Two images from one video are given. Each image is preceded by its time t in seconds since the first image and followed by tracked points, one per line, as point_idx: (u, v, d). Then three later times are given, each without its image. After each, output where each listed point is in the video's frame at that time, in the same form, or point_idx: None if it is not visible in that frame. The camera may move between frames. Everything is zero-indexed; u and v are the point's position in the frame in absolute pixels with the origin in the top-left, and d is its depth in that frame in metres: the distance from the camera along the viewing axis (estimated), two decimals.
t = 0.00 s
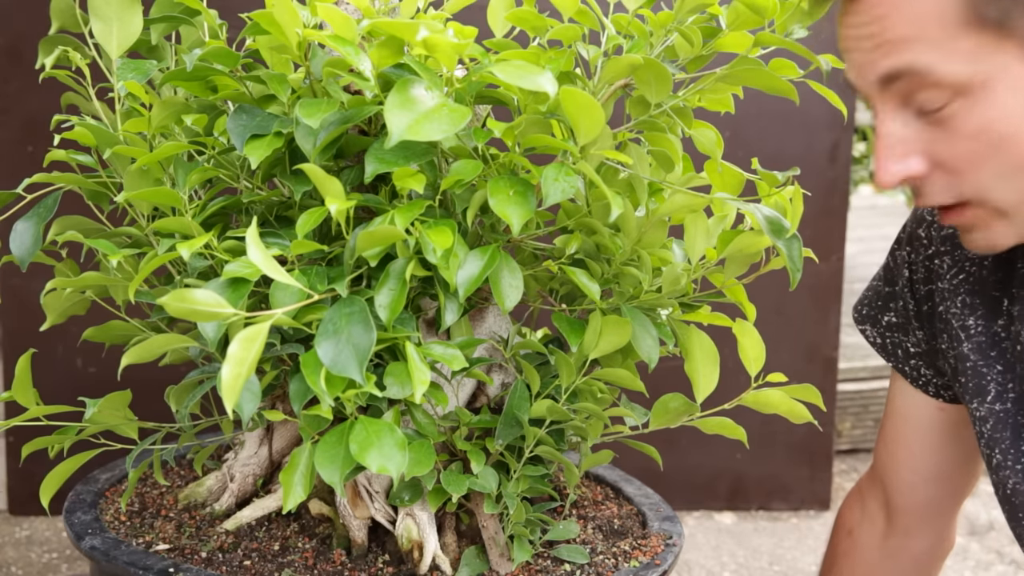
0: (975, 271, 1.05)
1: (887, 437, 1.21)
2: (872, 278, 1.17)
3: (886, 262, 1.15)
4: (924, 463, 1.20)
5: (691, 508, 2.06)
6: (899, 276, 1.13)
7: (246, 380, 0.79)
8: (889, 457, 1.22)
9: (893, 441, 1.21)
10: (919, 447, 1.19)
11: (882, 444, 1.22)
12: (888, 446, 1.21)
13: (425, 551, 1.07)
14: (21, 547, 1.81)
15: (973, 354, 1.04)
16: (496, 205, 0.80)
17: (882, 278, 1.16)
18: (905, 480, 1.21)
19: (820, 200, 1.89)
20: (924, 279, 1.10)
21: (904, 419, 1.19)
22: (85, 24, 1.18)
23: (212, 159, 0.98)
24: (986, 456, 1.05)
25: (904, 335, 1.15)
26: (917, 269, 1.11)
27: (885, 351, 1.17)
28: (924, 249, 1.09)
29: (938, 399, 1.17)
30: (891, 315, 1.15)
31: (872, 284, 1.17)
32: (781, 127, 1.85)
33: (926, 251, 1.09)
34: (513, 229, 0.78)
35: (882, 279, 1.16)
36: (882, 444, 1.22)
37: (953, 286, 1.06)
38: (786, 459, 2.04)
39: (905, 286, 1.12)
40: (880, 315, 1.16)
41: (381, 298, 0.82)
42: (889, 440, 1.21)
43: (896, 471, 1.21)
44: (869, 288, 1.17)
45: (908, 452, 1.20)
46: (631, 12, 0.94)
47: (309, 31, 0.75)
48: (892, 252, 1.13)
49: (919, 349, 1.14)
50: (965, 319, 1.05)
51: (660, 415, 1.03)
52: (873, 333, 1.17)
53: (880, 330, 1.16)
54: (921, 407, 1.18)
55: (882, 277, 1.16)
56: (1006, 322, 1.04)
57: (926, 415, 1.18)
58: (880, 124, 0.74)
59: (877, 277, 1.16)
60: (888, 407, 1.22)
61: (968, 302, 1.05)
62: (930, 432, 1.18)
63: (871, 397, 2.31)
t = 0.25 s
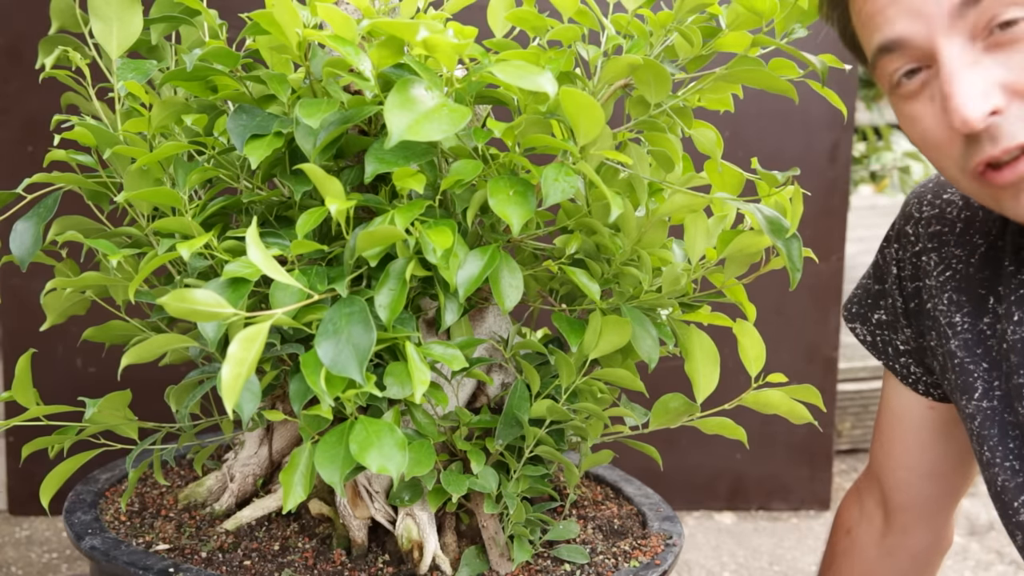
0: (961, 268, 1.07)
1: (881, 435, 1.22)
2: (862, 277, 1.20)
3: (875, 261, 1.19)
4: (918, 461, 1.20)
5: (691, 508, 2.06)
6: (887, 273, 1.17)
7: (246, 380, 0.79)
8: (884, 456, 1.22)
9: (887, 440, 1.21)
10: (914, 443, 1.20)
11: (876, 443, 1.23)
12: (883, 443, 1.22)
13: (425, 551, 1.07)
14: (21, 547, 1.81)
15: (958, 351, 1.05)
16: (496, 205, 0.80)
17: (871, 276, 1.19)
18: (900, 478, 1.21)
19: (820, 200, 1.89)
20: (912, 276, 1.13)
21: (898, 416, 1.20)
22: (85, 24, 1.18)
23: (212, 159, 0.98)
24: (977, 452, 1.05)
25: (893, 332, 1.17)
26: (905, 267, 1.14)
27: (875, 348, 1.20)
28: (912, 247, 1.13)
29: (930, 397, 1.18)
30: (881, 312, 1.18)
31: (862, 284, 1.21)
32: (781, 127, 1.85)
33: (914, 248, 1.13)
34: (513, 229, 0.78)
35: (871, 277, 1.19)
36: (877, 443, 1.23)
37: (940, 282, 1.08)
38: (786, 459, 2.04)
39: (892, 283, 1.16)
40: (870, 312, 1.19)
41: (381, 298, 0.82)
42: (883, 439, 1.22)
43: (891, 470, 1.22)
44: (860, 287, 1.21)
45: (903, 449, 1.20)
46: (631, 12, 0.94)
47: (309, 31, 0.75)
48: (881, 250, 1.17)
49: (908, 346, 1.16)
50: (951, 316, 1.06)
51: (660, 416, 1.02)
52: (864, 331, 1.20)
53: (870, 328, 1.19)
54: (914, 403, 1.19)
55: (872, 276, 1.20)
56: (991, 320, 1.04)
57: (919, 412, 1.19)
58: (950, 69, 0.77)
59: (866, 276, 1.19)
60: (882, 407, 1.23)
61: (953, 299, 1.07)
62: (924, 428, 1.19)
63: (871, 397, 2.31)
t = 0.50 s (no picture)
0: (954, 265, 1.07)
1: (877, 434, 1.22)
2: (857, 275, 1.20)
3: (870, 259, 1.19)
4: (912, 460, 1.20)
5: (691, 508, 2.06)
6: (882, 271, 1.17)
7: (246, 380, 0.79)
8: (880, 455, 1.22)
9: (882, 439, 1.22)
10: (912, 441, 1.20)
11: (874, 442, 1.23)
12: (881, 442, 1.22)
13: (425, 551, 1.07)
14: (21, 547, 1.81)
15: (952, 348, 1.05)
16: (496, 205, 0.80)
17: (866, 274, 1.19)
18: (895, 477, 1.21)
19: (820, 199, 1.89)
20: (906, 274, 1.13)
21: (896, 414, 1.20)
22: (85, 24, 1.18)
23: (212, 159, 0.98)
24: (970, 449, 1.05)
25: (888, 330, 1.17)
26: (900, 264, 1.14)
27: (870, 347, 1.20)
28: (906, 245, 1.13)
29: (925, 395, 1.18)
30: (876, 310, 1.18)
31: (858, 281, 1.20)
32: (781, 127, 1.85)
33: (908, 246, 1.13)
34: (514, 229, 0.78)
35: (866, 275, 1.19)
36: (872, 442, 1.23)
37: (933, 280, 1.08)
38: (786, 459, 2.04)
39: (887, 281, 1.16)
40: (865, 310, 1.19)
41: (381, 298, 0.82)
42: (878, 438, 1.22)
43: (886, 468, 1.22)
44: (855, 285, 1.21)
45: (902, 447, 1.20)
46: (631, 12, 0.94)
47: (309, 31, 0.75)
48: (876, 248, 1.17)
49: (902, 344, 1.16)
50: (945, 313, 1.06)
51: (661, 415, 1.03)
52: (859, 329, 1.20)
53: (865, 326, 1.19)
54: (911, 401, 1.19)
55: (866, 274, 1.19)
56: (985, 317, 1.04)
57: (916, 410, 1.19)
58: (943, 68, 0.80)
59: (861, 273, 1.19)
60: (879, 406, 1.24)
61: (947, 296, 1.07)
62: (922, 426, 1.19)
63: (871, 397, 2.31)
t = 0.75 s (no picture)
0: (958, 265, 1.08)
1: (879, 433, 1.23)
2: (861, 274, 1.21)
3: (874, 258, 1.19)
4: (914, 459, 1.20)
5: (691, 508, 2.06)
6: (885, 270, 1.17)
7: (246, 380, 0.79)
8: (881, 453, 1.23)
9: (884, 438, 1.22)
10: (915, 440, 1.20)
11: (877, 440, 1.23)
12: (884, 441, 1.22)
13: (425, 551, 1.07)
14: (21, 547, 1.81)
15: (956, 347, 1.05)
16: (496, 205, 0.79)
17: (871, 274, 1.20)
18: (896, 476, 1.21)
19: (820, 200, 1.89)
20: (909, 273, 1.13)
21: (898, 413, 1.20)
22: (85, 24, 1.18)
23: (212, 159, 0.98)
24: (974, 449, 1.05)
25: (892, 329, 1.18)
26: (903, 263, 1.14)
27: (874, 345, 1.20)
28: (909, 243, 1.13)
29: (926, 394, 1.19)
30: (880, 309, 1.19)
31: (863, 280, 1.21)
32: (781, 127, 1.85)
33: (911, 245, 1.13)
34: (513, 230, 0.78)
35: (871, 274, 1.20)
36: (874, 441, 1.23)
37: (937, 279, 1.09)
38: (786, 459, 2.04)
39: (890, 280, 1.16)
40: (869, 309, 1.20)
41: (381, 298, 0.82)
42: (880, 437, 1.23)
43: (887, 467, 1.22)
44: (860, 284, 1.21)
45: (904, 446, 1.20)
46: (631, 12, 0.94)
47: (309, 31, 0.75)
48: (880, 246, 1.17)
49: (906, 343, 1.17)
50: (948, 312, 1.07)
51: (661, 416, 1.03)
52: (863, 328, 1.21)
53: (869, 325, 1.20)
54: (913, 399, 1.19)
55: (871, 273, 1.20)
56: (988, 316, 1.04)
57: (919, 408, 1.19)
58: (944, 75, 0.80)
59: (866, 273, 1.20)
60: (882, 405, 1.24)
61: (951, 296, 1.07)
62: (924, 425, 1.19)
63: (871, 397, 2.31)
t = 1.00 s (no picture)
0: (958, 263, 1.07)
1: (879, 433, 1.23)
2: (862, 274, 1.21)
3: (875, 257, 1.19)
4: (914, 459, 1.20)
5: (691, 508, 2.06)
6: (886, 270, 1.17)
7: (246, 380, 0.79)
8: (882, 453, 1.23)
9: (884, 437, 1.22)
10: (915, 440, 1.20)
11: (877, 440, 1.23)
12: (884, 441, 1.22)
13: (425, 551, 1.07)
14: (21, 547, 1.81)
15: (956, 345, 1.05)
16: (496, 205, 0.79)
17: (871, 273, 1.19)
18: (896, 476, 1.21)
19: (820, 200, 1.89)
20: (910, 272, 1.13)
21: (898, 412, 1.20)
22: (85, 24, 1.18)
23: (212, 159, 0.98)
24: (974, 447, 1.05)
25: (892, 329, 1.18)
26: (903, 263, 1.14)
27: (874, 345, 1.20)
28: (910, 243, 1.13)
29: (926, 394, 1.19)
30: (881, 309, 1.19)
31: (863, 280, 1.21)
32: (781, 127, 1.85)
33: (912, 244, 1.13)
34: (514, 230, 0.78)
35: (871, 274, 1.20)
36: (875, 441, 1.23)
37: (937, 278, 1.09)
38: (786, 459, 2.04)
39: (891, 279, 1.16)
40: (869, 309, 1.20)
41: (381, 298, 0.82)
42: (880, 436, 1.22)
43: (888, 467, 1.22)
44: (860, 283, 1.21)
45: (904, 446, 1.20)
46: (631, 12, 0.94)
47: (309, 31, 0.75)
48: (880, 246, 1.17)
49: (906, 342, 1.17)
50: (948, 311, 1.07)
51: (661, 416, 1.03)
52: (863, 328, 1.21)
53: (870, 324, 1.20)
54: (913, 399, 1.19)
55: (872, 272, 1.20)
56: (988, 314, 1.04)
57: (919, 408, 1.19)
58: (946, 77, 0.80)
59: (866, 272, 1.19)
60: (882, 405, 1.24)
61: (951, 294, 1.07)
62: (924, 425, 1.19)
63: (871, 397, 2.31)
